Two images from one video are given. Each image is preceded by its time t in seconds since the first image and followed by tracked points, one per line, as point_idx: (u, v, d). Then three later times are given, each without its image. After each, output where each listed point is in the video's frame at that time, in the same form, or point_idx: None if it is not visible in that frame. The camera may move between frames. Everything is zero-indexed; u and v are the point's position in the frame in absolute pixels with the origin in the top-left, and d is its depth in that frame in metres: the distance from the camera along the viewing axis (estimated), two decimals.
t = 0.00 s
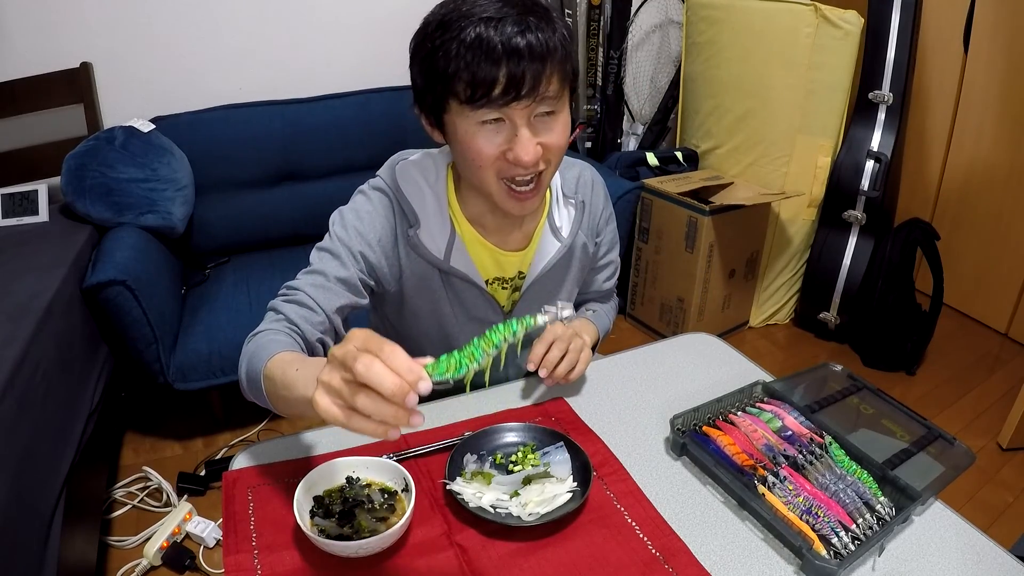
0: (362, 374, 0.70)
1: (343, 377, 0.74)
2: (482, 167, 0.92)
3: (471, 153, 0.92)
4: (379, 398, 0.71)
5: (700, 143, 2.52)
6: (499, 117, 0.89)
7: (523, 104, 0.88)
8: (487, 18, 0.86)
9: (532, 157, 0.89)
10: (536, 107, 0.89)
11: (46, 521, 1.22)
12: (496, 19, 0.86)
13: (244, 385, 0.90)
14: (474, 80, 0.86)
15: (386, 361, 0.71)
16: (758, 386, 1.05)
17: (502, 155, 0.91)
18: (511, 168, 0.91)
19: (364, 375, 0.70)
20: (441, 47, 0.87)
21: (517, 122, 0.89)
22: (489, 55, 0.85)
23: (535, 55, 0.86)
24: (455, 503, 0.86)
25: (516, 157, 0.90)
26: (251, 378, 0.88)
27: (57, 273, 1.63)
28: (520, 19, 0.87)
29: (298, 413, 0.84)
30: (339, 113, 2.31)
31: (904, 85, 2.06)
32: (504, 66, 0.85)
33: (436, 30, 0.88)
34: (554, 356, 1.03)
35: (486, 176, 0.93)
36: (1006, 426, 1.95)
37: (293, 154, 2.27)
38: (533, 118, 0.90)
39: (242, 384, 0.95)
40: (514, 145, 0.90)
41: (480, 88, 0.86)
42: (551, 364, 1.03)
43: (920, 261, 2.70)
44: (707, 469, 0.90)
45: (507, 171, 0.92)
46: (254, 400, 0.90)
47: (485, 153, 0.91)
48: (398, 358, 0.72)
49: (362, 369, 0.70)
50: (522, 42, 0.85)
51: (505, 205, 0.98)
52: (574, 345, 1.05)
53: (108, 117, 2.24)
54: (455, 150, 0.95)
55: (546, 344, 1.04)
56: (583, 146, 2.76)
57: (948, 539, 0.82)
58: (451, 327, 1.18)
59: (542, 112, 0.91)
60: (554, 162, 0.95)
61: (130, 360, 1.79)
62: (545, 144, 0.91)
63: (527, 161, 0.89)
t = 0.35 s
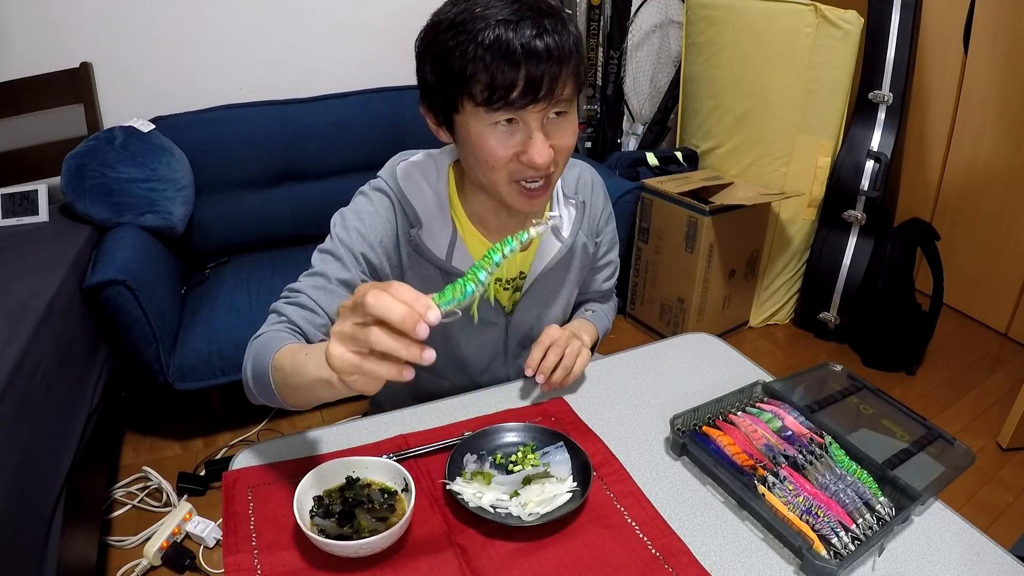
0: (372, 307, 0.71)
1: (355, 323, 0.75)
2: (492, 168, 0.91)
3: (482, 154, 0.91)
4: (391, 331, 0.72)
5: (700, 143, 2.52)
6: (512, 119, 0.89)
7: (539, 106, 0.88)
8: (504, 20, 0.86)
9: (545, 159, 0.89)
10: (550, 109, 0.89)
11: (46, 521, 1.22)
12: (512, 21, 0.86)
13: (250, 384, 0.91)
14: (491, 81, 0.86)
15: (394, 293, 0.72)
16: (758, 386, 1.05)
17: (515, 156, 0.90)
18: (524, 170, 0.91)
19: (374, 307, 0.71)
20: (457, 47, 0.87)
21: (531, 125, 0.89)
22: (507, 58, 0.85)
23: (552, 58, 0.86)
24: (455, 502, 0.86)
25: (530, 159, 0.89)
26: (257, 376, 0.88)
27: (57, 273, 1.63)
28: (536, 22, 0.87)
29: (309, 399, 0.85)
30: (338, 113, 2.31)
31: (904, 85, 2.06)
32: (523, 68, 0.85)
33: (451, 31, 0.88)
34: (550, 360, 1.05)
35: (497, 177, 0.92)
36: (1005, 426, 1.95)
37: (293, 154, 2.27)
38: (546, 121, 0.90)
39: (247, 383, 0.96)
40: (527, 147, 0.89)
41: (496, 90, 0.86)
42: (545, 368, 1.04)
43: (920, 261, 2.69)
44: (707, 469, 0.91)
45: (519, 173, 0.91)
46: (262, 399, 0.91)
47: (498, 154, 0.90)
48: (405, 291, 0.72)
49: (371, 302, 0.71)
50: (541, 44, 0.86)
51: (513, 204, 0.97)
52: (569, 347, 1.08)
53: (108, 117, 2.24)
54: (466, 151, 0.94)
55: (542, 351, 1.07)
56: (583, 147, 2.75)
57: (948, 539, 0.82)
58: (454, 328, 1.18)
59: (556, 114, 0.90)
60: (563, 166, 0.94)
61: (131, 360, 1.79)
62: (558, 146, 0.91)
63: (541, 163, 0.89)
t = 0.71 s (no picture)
0: (387, 365, 0.72)
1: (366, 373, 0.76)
2: (489, 168, 0.92)
3: (479, 154, 0.92)
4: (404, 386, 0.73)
5: (700, 143, 2.52)
6: (506, 119, 0.89)
7: (532, 106, 0.88)
8: (495, 20, 0.86)
9: (541, 158, 0.90)
10: (544, 108, 0.89)
11: (46, 521, 1.21)
12: (503, 21, 0.86)
13: (253, 389, 0.90)
14: (483, 83, 0.86)
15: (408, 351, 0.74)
16: (758, 386, 1.05)
17: (511, 156, 0.91)
18: (519, 169, 0.92)
19: (390, 366, 0.72)
20: (448, 50, 0.87)
21: (525, 124, 0.89)
22: (498, 58, 0.85)
23: (543, 57, 0.86)
24: (455, 503, 0.86)
25: (525, 158, 0.89)
26: (260, 382, 0.88)
27: (57, 273, 1.63)
28: (527, 21, 0.87)
29: (311, 415, 0.85)
30: (338, 113, 2.31)
31: (904, 85, 2.06)
32: (513, 68, 0.85)
33: (442, 32, 0.88)
34: (548, 365, 1.02)
35: (494, 178, 0.93)
36: (1006, 426, 1.95)
37: (293, 154, 2.27)
38: (540, 120, 0.90)
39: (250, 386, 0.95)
40: (521, 146, 0.90)
41: (489, 91, 0.86)
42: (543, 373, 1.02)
43: (920, 261, 2.69)
44: (707, 469, 0.91)
45: (515, 172, 0.92)
46: (265, 404, 0.90)
47: (493, 155, 0.91)
48: (419, 348, 0.74)
49: (386, 360, 0.72)
50: (531, 44, 0.86)
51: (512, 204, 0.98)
52: (568, 352, 1.05)
53: (108, 117, 2.24)
54: (463, 152, 0.94)
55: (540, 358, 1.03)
56: (583, 147, 2.75)
57: (948, 539, 0.82)
58: (455, 327, 1.19)
59: (550, 113, 0.90)
60: (561, 164, 0.94)
61: (131, 360, 1.79)
62: (553, 145, 0.91)
63: (536, 163, 0.89)
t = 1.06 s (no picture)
0: (391, 372, 0.68)
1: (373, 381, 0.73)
2: (458, 150, 0.93)
3: (452, 136, 0.92)
4: (408, 394, 0.69)
5: (700, 143, 2.52)
6: (482, 106, 0.89)
7: (506, 96, 0.88)
8: (493, 9, 0.88)
9: (503, 149, 0.89)
10: (520, 102, 0.89)
11: (45, 521, 1.21)
12: (500, 11, 0.88)
13: (254, 392, 0.90)
14: (463, 61, 0.87)
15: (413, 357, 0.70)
16: (758, 386, 1.05)
17: (478, 142, 0.91)
18: (484, 156, 0.91)
19: (393, 373, 0.68)
20: (448, 30, 0.90)
21: (499, 114, 0.89)
22: (480, 41, 0.87)
23: (524, 48, 0.86)
24: (455, 503, 0.86)
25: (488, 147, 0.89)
26: (261, 387, 0.87)
27: (57, 273, 1.63)
28: (523, 14, 0.88)
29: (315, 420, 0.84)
30: (338, 113, 2.31)
31: (904, 85, 2.06)
32: (494, 53, 0.86)
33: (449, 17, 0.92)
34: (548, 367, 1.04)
35: (460, 160, 0.93)
36: (1006, 426, 1.95)
37: (293, 154, 2.27)
38: (516, 113, 0.90)
39: (250, 388, 0.95)
40: (489, 134, 0.89)
41: (467, 71, 0.87)
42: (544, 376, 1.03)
43: (920, 261, 2.69)
44: (707, 469, 0.90)
45: (481, 159, 0.92)
46: (265, 408, 0.90)
47: (462, 137, 0.91)
48: (427, 354, 0.70)
49: (389, 366, 0.69)
50: (516, 34, 0.86)
51: (478, 193, 0.98)
52: (567, 354, 1.06)
53: (108, 117, 2.24)
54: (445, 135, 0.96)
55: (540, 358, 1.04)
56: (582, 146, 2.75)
57: (949, 539, 0.82)
58: (453, 328, 1.19)
59: (529, 110, 0.90)
60: (532, 163, 0.93)
61: (131, 360, 1.79)
62: (523, 141, 0.90)
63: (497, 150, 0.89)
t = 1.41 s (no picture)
0: (388, 414, 0.69)
1: (366, 416, 0.72)
2: (461, 151, 0.93)
3: (455, 137, 0.92)
4: (403, 433, 0.70)
5: (700, 143, 2.52)
6: (486, 110, 0.89)
7: (510, 102, 0.88)
8: (500, 12, 0.87)
9: (506, 157, 0.89)
10: (524, 109, 0.89)
11: (46, 521, 1.21)
12: (506, 15, 0.87)
13: (254, 393, 0.89)
14: (468, 66, 0.87)
15: (409, 397, 0.70)
16: (758, 386, 1.05)
17: (481, 147, 0.91)
18: (487, 164, 0.92)
19: (390, 414, 0.69)
20: (453, 32, 0.89)
21: (503, 119, 0.89)
22: (486, 47, 0.86)
23: (530, 56, 0.86)
24: (455, 503, 0.86)
25: (491, 153, 0.90)
26: (261, 388, 0.87)
27: (57, 273, 1.63)
28: (529, 19, 0.87)
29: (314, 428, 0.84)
30: (338, 113, 2.31)
31: (904, 85, 2.06)
32: (499, 59, 0.85)
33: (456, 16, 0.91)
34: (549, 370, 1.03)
35: (463, 161, 0.94)
36: (1006, 426, 1.95)
37: (293, 154, 2.27)
38: (519, 119, 0.90)
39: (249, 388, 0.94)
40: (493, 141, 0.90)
41: (472, 77, 0.87)
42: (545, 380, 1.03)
43: (920, 261, 2.70)
44: (707, 469, 0.90)
45: (484, 167, 0.92)
46: (264, 407, 0.89)
47: (466, 139, 0.91)
48: (422, 395, 0.70)
49: (386, 409, 0.69)
50: (522, 41, 0.86)
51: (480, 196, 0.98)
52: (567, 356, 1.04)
53: (108, 117, 2.24)
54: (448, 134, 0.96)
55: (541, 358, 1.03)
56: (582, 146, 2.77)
57: (948, 538, 0.82)
58: (454, 327, 1.19)
59: (532, 117, 0.90)
60: (533, 169, 0.94)
61: (130, 360, 1.79)
62: (525, 148, 0.91)
63: (500, 159, 0.89)
